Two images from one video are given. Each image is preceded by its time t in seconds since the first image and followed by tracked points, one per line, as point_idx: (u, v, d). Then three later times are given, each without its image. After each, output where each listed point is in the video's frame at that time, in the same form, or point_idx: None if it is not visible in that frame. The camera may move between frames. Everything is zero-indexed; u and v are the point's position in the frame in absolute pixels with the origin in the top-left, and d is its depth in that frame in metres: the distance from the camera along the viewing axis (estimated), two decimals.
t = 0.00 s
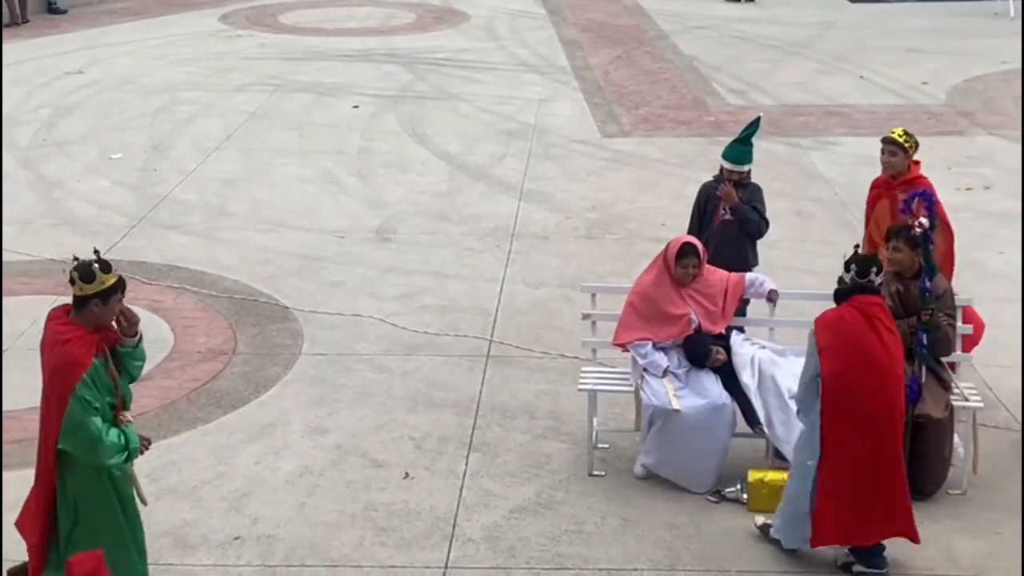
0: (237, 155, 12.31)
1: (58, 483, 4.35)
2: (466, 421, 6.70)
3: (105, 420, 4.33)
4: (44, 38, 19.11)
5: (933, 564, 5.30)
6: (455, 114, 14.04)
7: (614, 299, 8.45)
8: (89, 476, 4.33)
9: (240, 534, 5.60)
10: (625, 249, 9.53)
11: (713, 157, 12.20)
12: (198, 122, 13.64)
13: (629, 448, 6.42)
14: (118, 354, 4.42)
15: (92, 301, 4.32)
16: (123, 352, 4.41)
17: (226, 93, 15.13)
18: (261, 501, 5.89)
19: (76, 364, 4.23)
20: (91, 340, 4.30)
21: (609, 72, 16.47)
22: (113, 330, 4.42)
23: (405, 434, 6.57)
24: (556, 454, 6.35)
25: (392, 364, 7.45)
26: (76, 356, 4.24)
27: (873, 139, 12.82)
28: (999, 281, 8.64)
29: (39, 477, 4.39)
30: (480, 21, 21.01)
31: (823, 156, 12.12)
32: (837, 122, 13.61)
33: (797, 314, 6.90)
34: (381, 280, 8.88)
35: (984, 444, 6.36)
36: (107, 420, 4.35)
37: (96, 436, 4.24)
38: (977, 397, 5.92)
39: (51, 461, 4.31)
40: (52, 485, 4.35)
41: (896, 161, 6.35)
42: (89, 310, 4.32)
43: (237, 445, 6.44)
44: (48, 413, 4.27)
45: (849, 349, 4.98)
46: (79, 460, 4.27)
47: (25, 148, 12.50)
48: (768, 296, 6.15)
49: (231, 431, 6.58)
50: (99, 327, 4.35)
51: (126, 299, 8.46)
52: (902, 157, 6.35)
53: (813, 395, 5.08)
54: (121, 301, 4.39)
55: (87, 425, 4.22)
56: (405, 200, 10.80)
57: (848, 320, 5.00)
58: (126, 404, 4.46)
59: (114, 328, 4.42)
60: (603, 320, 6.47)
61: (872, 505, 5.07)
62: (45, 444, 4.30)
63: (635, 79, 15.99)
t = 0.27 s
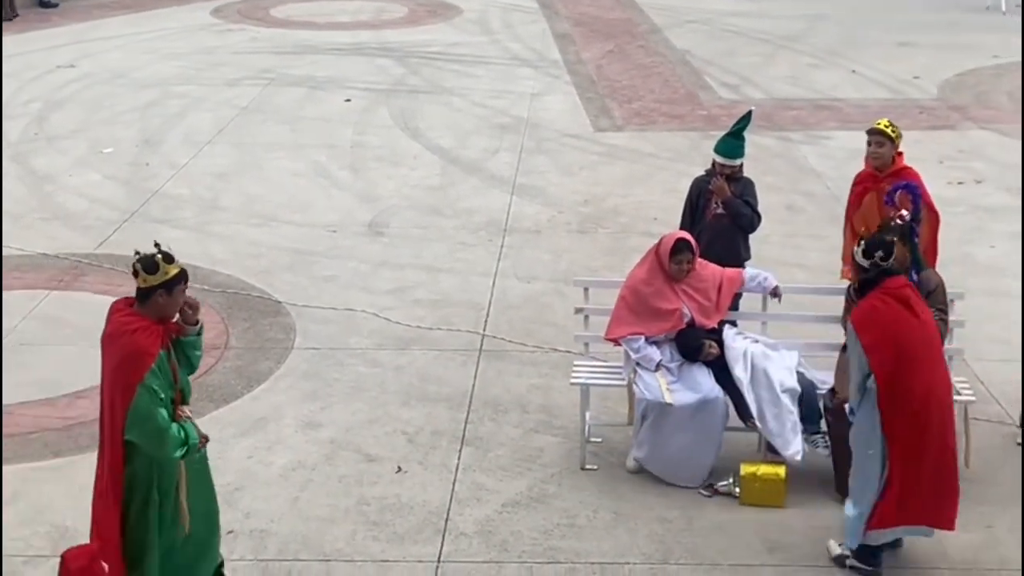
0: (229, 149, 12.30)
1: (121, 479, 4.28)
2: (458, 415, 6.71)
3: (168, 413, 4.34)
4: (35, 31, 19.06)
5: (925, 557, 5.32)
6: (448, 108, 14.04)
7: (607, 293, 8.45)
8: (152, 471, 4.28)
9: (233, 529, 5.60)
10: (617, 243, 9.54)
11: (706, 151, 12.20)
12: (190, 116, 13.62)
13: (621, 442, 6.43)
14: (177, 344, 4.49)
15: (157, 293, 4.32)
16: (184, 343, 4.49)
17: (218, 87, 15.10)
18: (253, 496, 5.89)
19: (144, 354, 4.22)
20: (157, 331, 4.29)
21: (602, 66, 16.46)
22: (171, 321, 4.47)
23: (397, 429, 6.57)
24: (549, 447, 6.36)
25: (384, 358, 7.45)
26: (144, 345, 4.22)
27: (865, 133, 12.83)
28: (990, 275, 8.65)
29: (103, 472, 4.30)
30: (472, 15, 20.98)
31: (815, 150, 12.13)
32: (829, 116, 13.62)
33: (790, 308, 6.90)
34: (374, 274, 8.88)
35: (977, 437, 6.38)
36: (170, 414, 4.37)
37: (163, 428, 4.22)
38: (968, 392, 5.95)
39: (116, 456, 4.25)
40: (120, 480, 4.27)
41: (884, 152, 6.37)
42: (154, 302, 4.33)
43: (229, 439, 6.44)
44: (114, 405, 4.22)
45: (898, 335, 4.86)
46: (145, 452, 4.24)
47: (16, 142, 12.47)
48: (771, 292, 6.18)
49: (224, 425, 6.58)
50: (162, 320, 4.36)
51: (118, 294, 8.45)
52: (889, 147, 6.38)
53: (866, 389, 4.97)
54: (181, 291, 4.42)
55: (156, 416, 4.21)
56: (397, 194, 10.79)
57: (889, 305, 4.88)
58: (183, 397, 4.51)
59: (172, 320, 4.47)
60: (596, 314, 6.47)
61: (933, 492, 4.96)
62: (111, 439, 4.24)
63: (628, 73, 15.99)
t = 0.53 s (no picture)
0: (218, 141, 12.26)
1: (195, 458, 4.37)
2: (449, 407, 6.70)
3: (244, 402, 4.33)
4: (24, 23, 18.97)
5: (916, 549, 5.34)
6: (438, 99, 14.01)
7: (598, 285, 8.46)
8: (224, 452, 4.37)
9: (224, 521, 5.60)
10: (608, 235, 9.54)
11: (696, 143, 12.20)
12: (180, 108, 13.57)
13: (612, 433, 6.44)
14: (248, 333, 4.48)
15: (229, 281, 4.34)
16: (255, 333, 4.49)
17: (207, 79, 15.05)
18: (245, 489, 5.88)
19: (218, 341, 4.23)
20: (230, 319, 4.30)
21: (592, 58, 16.45)
22: (241, 311, 4.46)
23: (389, 421, 6.56)
24: (540, 439, 6.36)
25: (375, 350, 7.44)
26: (217, 333, 4.24)
27: (855, 125, 12.84)
28: (980, 267, 8.67)
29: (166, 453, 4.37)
30: (462, 7, 20.94)
31: (805, 142, 12.14)
32: (819, 107, 13.63)
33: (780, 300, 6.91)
34: (364, 266, 8.87)
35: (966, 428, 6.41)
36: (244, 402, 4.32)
37: (238, 416, 4.24)
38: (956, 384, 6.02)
39: (189, 439, 4.32)
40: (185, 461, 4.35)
41: (884, 139, 6.39)
42: (226, 290, 4.34)
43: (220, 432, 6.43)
44: (187, 392, 4.25)
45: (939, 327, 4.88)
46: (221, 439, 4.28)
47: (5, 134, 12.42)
48: (761, 286, 6.13)
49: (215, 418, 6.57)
50: (233, 309, 4.37)
51: (108, 286, 8.43)
52: (888, 137, 6.42)
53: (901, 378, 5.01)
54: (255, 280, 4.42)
55: (231, 403, 4.23)
56: (387, 186, 10.78)
57: (933, 297, 4.87)
58: (257, 389, 4.46)
59: (243, 309, 4.46)
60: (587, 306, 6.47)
61: (964, 485, 5.00)
62: (182, 424, 4.30)
63: (618, 65, 15.98)
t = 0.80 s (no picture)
0: (204, 131, 12.22)
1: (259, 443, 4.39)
2: (437, 397, 6.70)
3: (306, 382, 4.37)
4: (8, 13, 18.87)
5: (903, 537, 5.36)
6: (425, 89, 13.98)
7: (585, 274, 8.46)
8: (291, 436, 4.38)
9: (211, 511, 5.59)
10: (595, 225, 9.54)
11: (683, 132, 12.21)
12: (166, 98, 13.52)
13: (600, 423, 6.44)
14: (308, 317, 4.52)
15: (294, 267, 4.36)
16: (315, 316, 4.52)
17: (193, 68, 14.98)
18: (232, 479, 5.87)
19: (285, 326, 4.26)
20: (294, 304, 4.34)
21: (579, 47, 16.43)
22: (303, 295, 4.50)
23: (376, 411, 6.56)
24: (527, 429, 6.36)
25: (362, 340, 7.43)
26: (284, 318, 4.27)
27: (841, 114, 12.86)
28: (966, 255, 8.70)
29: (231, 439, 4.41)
30: None
31: (792, 131, 12.14)
32: (805, 97, 13.64)
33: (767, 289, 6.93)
34: (351, 256, 8.85)
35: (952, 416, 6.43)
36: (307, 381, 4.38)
37: (302, 400, 4.27)
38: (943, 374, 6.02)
39: (255, 423, 4.35)
40: (249, 446, 4.38)
41: (884, 127, 6.52)
42: (291, 275, 4.38)
43: (207, 422, 6.41)
44: (252, 377, 4.28)
45: (960, 310, 4.92)
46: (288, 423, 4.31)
47: None
48: (749, 277, 6.16)
49: (202, 408, 6.56)
50: (296, 293, 4.41)
51: (93, 277, 8.40)
52: (889, 124, 6.54)
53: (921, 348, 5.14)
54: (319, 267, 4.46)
55: (296, 387, 4.26)
56: (374, 176, 10.76)
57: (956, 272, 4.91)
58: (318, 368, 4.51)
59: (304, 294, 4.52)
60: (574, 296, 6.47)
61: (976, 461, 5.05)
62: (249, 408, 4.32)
63: (605, 54, 15.96)
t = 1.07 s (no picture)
0: (184, 119, 12.17)
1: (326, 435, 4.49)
2: (419, 386, 6.71)
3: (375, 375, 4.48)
4: None
5: (882, 521, 5.40)
6: (406, 77, 13.95)
7: (567, 263, 8.47)
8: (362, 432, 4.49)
9: (193, 500, 5.58)
10: (576, 213, 9.54)
11: (664, 120, 12.22)
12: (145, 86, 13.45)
13: (581, 411, 6.46)
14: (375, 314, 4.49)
15: (368, 267, 4.42)
16: (383, 314, 4.50)
17: (173, 57, 14.91)
18: (214, 467, 5.87)
19: (356, 326, 4.34)
20: (365, 303, 4.41)
21: (560, 35, 16.42)
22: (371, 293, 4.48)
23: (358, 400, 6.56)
24: (509, 417, 6.38)
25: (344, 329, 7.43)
26: (356, 318, 4.35)
27: (822, 102, 12.89)
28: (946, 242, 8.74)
29: (298, 430, 4.53)
30: None
31: (773, 119, 12.17)
32: (786, 84, 13.67)
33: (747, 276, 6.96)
34: (333, 245, 8.84)
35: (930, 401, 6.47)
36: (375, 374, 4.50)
37: (374, 396, 4.41)
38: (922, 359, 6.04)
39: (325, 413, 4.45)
40: (318, 440, 4.49)
41: (868, 115, 6.57)
42: (364, 275, 4.43)
43: (189, 411, 6.40)
44: (324, 369, 4.38)
45: (938, 284, 5.12)
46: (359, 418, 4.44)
47: None
48: (729, 264, 6.20)
49: (184, 397, 6.54)
50: (366, 293, 4.45)
51: (73, 266, 8.36)
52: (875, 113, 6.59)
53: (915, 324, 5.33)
54: (391, 268, 4.51)
55: (367, 384, 4.39)
56: (355, 164, 10.74)
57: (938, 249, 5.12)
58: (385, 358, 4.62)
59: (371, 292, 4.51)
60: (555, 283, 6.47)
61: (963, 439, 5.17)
62: (318, 401, 4.43)
63: (586, 42, 15.96)
